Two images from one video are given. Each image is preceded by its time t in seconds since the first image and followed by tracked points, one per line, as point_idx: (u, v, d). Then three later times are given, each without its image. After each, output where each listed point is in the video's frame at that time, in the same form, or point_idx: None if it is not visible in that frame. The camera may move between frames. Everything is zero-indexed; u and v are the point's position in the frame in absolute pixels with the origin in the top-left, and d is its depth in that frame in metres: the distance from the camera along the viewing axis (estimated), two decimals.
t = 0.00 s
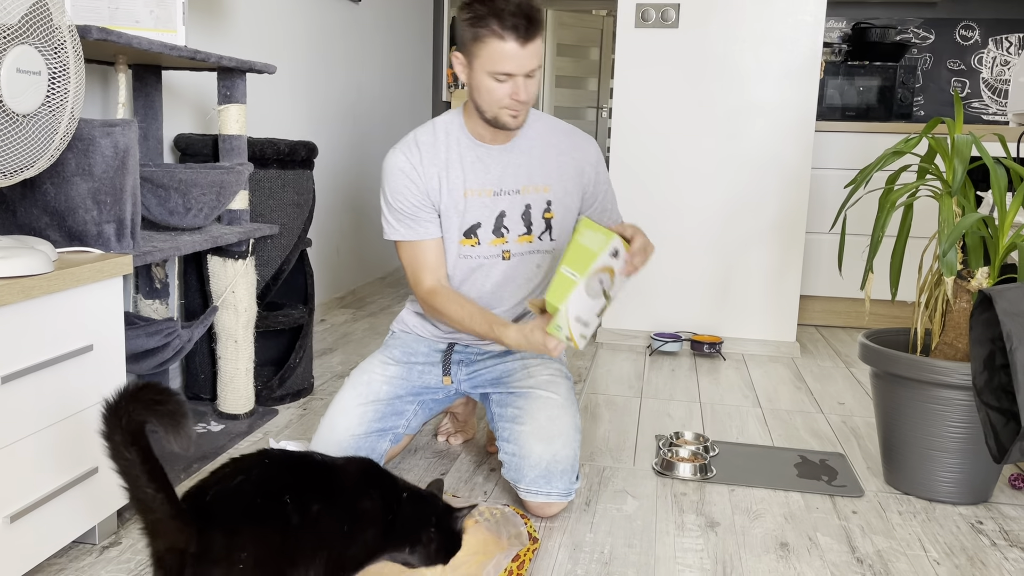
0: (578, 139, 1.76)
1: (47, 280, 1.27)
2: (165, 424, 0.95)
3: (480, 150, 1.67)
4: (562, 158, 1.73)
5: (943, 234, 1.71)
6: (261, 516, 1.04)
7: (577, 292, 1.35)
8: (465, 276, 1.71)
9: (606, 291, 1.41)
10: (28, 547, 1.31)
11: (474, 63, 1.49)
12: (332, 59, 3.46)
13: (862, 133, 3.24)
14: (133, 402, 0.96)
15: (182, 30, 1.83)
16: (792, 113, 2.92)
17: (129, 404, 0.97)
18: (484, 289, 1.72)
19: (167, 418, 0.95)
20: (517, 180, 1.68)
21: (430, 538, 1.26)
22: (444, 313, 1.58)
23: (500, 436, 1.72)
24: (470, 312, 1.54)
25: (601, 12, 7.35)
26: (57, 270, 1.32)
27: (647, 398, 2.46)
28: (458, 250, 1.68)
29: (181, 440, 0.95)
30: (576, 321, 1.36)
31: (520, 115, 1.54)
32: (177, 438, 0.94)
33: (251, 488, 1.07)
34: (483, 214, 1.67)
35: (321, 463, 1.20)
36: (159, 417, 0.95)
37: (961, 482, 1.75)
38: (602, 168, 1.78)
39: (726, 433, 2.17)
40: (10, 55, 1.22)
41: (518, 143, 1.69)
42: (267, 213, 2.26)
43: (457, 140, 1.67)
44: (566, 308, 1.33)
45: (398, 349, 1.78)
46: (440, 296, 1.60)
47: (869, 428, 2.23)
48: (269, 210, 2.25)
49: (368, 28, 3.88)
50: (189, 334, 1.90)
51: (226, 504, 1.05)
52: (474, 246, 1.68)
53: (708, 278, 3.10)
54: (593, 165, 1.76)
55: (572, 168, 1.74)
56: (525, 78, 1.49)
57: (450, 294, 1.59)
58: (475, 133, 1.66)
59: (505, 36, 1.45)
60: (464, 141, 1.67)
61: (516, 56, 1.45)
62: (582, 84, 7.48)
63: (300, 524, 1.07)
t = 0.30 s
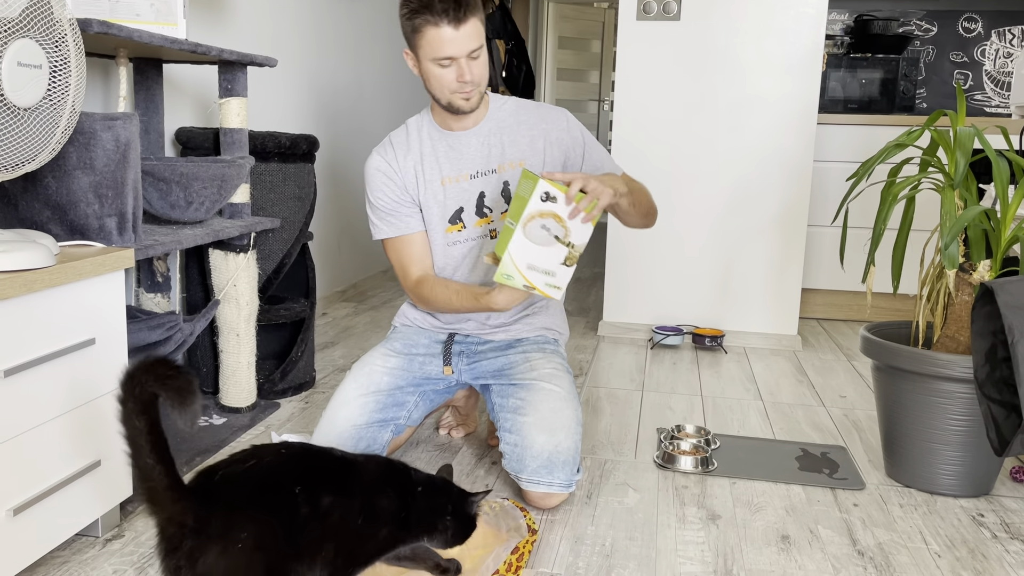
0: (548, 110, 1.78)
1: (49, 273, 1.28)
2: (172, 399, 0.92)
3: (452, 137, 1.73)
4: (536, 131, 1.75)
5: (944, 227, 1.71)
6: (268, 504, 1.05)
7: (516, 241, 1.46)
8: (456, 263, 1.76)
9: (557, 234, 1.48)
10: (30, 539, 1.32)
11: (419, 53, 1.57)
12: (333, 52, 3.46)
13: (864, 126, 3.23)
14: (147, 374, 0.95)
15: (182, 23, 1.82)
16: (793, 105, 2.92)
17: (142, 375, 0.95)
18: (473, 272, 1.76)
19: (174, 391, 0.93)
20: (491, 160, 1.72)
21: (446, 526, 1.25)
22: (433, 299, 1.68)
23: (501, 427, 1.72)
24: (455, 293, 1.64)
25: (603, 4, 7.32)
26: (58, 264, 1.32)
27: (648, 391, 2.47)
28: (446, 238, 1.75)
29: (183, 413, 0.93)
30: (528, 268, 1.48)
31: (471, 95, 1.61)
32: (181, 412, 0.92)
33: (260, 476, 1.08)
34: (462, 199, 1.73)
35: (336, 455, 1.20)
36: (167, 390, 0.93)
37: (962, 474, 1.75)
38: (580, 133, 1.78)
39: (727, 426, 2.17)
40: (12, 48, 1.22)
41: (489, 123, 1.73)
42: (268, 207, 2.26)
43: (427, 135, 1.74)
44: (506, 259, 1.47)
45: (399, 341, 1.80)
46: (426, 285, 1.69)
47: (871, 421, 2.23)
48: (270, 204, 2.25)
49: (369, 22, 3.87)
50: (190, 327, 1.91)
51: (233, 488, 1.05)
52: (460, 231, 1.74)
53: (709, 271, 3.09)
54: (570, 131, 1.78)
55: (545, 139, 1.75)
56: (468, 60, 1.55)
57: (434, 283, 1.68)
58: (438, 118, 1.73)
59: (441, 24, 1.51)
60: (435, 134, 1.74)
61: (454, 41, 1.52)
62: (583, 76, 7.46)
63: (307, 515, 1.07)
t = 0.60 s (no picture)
0: (541, 96, 1.78)
1: (52, 266, 1.28)
2: (219, 366, 0.95)
3: (446, 129, 1.73)
4: (530, 117, 1.75)
5: (948, 220, 1.70)
6: (311, 476, 1.03)
7: (500, 236, 1.48)
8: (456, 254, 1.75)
9: (539, 225, 1.49)
10: (35, 531, 1.32)
11: (395, 37, 1.61)
12: (334, 45, 3.45)
13: (867, 118, 3.22)
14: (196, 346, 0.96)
15: (184, 16, 1.82)
16: (795, 97, 2.91)
17: (191, 348, 0.96)
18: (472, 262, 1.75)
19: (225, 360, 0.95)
20: (486, 148, 1.72)
21: (473, 509, 1.25)
22: (429, 284, 1.66)
23: (503, 420, 1.73)
24: (452, 272, 1.63)
25: None
26: (62, 257, 1.32)
27: (650, 383, 2.47)
28: (445, 229, 1.74)
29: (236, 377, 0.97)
30: (516, 261, 1.50)
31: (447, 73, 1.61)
32: (229, 375, 0.95)
33: (306, 453, 1.06)
34: (459, 189, 1.72)
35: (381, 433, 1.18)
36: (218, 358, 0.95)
37: (964, 467, 1.75)
38: (574, 117, 1.79)
39: (729, 419, 2.17)
40: (13, 42, 1.22)
41: (481, 112, 1.73)
42: (269, 199, 2.25)
43: (422, 128, 1.75)
44: (491, 255, 1.49)
45: (402, 334, 1.80)
46: (422, 272, 1.68)
47: (873, 414, 2.23)
48: (272, 197, 2.25)
49: (370, 14, 3.86)
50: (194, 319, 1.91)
51: (278, 459, 1.04)
52: (459, 221, 1.74)
53: (711, 264, 3.09)
54: (563, 115, 1.78)
55: (540, 125, 1.75)
56: (438, 36, 1.58)
57: (431, 268, 1.66)
58: (429, 110, 1.73)
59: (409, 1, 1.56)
60: (429, 126, 1.74)
61: (421, 15, 1.56)
62: (586, 69, 7.44)
63: (348, 492, 1.05)
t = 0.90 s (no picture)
0: (552, 83, 1.76)
1: (59, 251, 1.28)
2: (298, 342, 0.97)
3: (456, 111, 1.72)
4: (541, 102, 1.73)
5: (957, 203, 1.69)
6: (370, 458, 1.06)
7: (506, 205, 1.48)
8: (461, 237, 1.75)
9: (548, 205, 1.49)
10: (45, 514, 1.33)
11: (404, 15, 1.63)
12: (340, 30, 3.44)
13: (876, 102, 3.20)
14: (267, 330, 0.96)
15: None
16: (804, 81, 2.89)
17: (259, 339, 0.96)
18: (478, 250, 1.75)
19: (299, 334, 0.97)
20: (495, 133, 1.71)
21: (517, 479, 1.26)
22: (428, 262, 1.67)
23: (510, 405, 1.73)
24: (450, 248, 1.63)
25: None
26: (69, 242, 1.32)
27: (657, 368, 2.47)
28: (451, 212, 1.74)
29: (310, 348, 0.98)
30: (515, 231, 1.50)
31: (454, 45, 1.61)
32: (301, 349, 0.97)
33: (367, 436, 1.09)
34: (466, 172, 1.72)
35: (435, 411, 1.22)
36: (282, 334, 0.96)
37: (972, 452, 1.75)
38: (585, 105, 1.77)
39: (736, 404, 2.17)
40: (18, 26, 1.21)
41: (492, 95, 1.72)
42: (276, 184, 2.26)
43: (431, 110, 1.74)
44: (493, 219, 1.49)
45: (409, 320, 1.80)
46: (421, 251, 1.68)
47: (880, 399, 2.23)
48: (278, 181, 2.25)
49: None
50: (201, 306, 1.93)
51: (335, 441, 1.07)
52: (465, 204, 1.73)
53: (718, 249, 3.08)
54: (574, 103, 1.76)
55: (550, 111, 1.74)
56: (445, 10, 1.59)
57: (429, 247, 1.67)
58: (439, 92, 1.73)
59: None
60: (439, 108, 1.74)
61: None
62: (592, 53, 7.40)
63: (407, 472, 1.08)
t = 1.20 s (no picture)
0: (579, 51, 1.73)
1: (74, 216, 1.27)
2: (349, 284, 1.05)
3: (477, 68, 1.70)
4: (565, 69, 1.71)
5: (984, 162, 1.65)
6: (420, 422, 1.19)
7: (516, 160, 1.47)
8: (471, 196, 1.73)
9: (558, 171, 1.48)
10: (67, 479, 1.34)
11: None
12: None
13: (901, 62, 3.12)
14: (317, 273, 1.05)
15: None
16: (828, 40, 2.82)
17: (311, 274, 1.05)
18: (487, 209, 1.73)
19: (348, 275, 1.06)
20: (516, 95, 1.69)
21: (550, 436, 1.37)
22: (418, 214, 1.65)
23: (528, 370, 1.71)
24: (440, 202, 1.62)
25: None
26: (84, 208, 1.31)
27: (675, 334, 2.45)
28: (463, 170, 1.71)
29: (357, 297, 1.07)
30: (518, 189, 1.49)
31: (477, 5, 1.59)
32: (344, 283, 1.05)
33: (418, 400, 1.22)
34: (483, 131, 1.69)
35: (479, 374, 1.34)
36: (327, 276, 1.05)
37: (997, 416, 1.72)
38: (611, 77, 1.74)
39: (755, 369, 2.15)
40: None
41: (516, 57, 1.70)
42: (291, 150, 2.23)
43: (452, 65, 1.71)
44: (500, 168, 1.47)
45: (425, 285, 1.78)
46: (413, 202, 1.67)
47: (902, 363, 2.20)
48: (293, 148, 2.23)
49: None
50: (218, 273, 1.94)
51: (386, 404, 1.19)
52: (478, 164, 1.71)
53: (737, 214, 3.04)
54: (597, 74, 1.73)
55: (572, 79, 1.71)
56: None
57: (423, 198, 1.65)
58: (462, 48, 1.70)
59: None
60: (460, 63, 1.71)
61: None
62: (608, 17, 7.26)
63: (454, 434, 1.21)
